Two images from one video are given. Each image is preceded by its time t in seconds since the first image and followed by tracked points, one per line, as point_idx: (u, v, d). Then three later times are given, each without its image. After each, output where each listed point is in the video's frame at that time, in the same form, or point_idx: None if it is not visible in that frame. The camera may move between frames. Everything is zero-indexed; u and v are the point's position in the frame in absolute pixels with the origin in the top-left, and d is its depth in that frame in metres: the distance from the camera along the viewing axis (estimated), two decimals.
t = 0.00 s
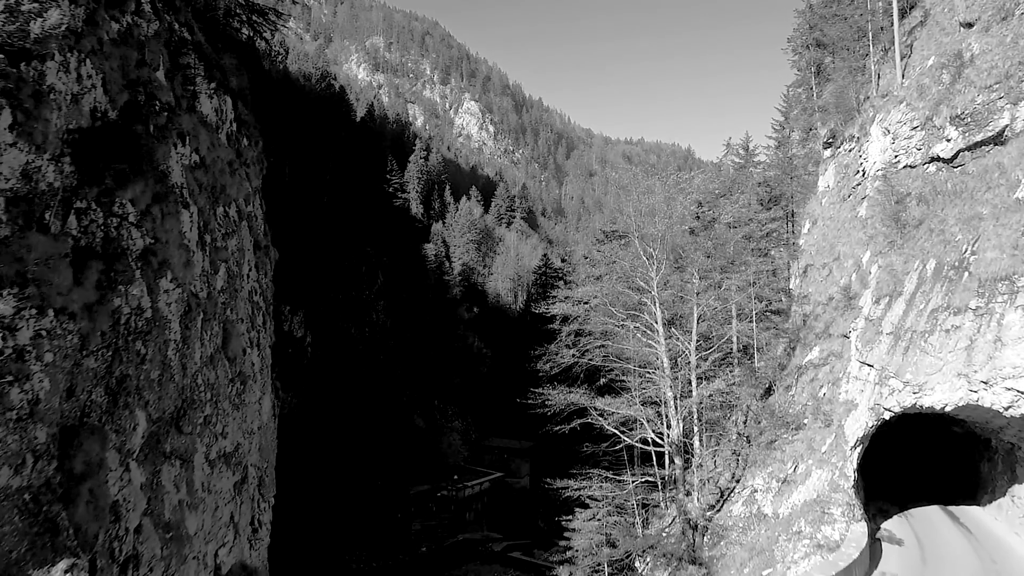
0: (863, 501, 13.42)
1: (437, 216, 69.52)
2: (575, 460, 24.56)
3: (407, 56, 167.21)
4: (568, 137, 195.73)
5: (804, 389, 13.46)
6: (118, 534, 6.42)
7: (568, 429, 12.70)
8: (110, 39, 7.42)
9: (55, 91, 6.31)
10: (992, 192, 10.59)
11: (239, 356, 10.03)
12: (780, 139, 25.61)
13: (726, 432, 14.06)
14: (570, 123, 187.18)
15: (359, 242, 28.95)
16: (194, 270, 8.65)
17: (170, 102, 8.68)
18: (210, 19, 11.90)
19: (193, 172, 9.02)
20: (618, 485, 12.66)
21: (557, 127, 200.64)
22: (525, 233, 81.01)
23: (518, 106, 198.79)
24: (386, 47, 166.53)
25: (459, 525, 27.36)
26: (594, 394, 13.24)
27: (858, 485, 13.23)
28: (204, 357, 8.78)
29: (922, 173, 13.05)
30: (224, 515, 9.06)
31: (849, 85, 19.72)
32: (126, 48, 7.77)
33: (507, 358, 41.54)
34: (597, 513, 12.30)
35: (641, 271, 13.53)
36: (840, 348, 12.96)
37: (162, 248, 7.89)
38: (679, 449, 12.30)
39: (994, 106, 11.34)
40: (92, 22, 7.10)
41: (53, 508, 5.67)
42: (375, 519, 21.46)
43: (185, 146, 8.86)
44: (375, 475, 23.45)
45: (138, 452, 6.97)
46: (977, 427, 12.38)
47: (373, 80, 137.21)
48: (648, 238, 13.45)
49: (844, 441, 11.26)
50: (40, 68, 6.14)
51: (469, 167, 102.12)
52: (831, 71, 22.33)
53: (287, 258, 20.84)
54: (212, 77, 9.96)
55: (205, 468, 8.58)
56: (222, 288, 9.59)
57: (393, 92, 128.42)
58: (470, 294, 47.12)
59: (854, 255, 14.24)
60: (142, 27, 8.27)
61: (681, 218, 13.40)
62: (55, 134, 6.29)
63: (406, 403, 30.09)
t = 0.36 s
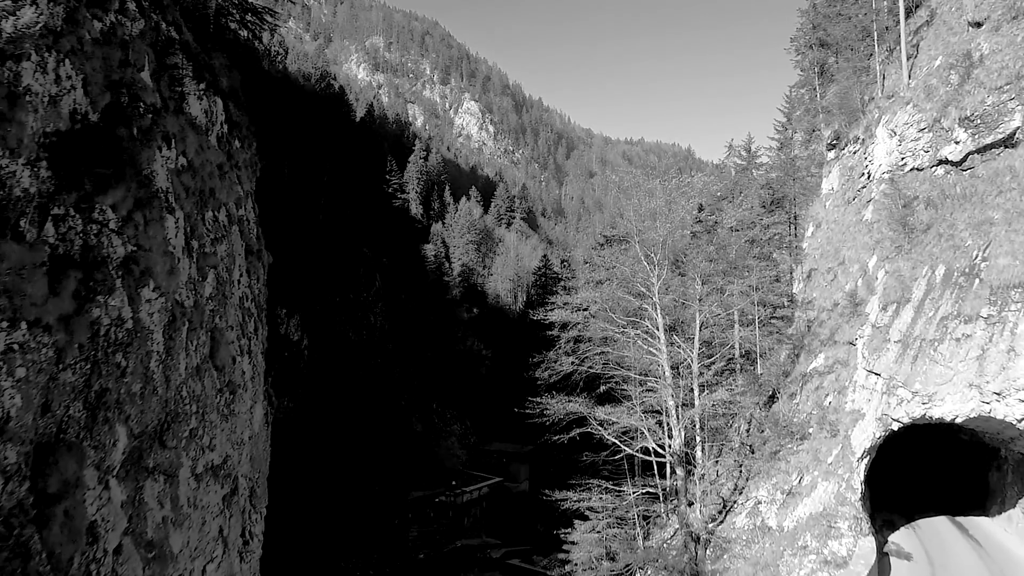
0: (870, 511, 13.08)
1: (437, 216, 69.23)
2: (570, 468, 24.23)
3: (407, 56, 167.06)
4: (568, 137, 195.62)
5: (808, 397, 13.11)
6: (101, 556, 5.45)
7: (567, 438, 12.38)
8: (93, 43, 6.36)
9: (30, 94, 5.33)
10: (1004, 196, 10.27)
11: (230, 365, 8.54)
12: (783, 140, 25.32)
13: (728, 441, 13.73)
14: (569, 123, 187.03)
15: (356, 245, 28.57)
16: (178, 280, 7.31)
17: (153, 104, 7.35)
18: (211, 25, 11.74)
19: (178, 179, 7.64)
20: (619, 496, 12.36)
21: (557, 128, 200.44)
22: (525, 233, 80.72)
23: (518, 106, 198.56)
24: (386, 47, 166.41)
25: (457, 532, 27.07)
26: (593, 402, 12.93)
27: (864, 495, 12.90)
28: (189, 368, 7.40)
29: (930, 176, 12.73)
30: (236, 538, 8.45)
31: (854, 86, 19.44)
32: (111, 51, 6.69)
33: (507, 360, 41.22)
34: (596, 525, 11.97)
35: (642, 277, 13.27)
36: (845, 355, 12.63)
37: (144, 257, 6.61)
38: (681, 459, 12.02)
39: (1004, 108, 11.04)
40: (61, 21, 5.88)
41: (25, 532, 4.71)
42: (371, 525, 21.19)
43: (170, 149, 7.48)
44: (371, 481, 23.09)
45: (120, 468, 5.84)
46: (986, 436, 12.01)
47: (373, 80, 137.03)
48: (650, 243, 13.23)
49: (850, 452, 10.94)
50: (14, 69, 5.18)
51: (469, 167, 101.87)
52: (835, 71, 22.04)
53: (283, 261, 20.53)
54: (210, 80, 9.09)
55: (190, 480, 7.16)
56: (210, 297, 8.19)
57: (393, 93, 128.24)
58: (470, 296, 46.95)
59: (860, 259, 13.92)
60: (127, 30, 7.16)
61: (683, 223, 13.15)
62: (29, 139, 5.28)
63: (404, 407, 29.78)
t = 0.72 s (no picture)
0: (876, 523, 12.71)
1: (436, 217, 69.01)
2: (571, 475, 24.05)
3: (407, 56, 167.04)
4: (568, 137, 195.39)
5: (813, 406, 12.78)
6: None
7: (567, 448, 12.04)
8: (71, 39, 4.42)
9: None
10: (1016, 200, 9.94)
11: (216, 370, 6.25)
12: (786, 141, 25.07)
13: (732, 450, 13.40)
14: (570, 123, 186.91)
15: (354, 246, 28.25)
16: (163, 289, 5.20)
17: (136, 105, 5.13)
18: (213, 23, 11.49)
19: (161, 183, 5.36)
20: (619, 508, 12.03)
21: (557, 128, 200.21)
22: (525, 234, 80.50)
23: (518, 106, 198.44)
24: (386, 47, 166.38)
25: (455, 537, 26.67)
26: (593, 411, 12.61)
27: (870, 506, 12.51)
28: (173, 379, 5.27)
29: (938, 179, 12.41)
30: (222, 561, 6.38)
31: (859, 86, 19.22)
32: (91, 47, 4.64)
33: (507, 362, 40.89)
34: (596, 537, 11.61)
35: (642, 282, 12.98)
36: (851, 363, 12.31)
37: (124, 261, 4.62)
38: (682, 469, 11.73)
39: (1015, 110, 10.72)
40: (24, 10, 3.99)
41: None
42: (364, 531, 20.91)
43: (154, 151, 5.31)
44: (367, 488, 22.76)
45: (101, 485, 4.11)
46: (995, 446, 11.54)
47: (373, 80, 136.90)
48: (650, 249, 12.94)
49: (857, 464, 10.62)
50: None
51: (469, 167, 101.68)
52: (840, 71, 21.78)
53: (279, 263, 20.24)
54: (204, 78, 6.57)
55: (175, 498, 5.18)
56: (198, 306, 5.97)
57: (393, 93, 128.13)
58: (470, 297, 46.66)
59: (866, 264, 13.60)
60: (110, 27, 4.98)
61: (684, 228, 12.87)
62: None
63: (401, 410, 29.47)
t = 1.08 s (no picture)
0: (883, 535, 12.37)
1: (436, 217, 68.69)
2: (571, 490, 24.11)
3: (407, 56, 167.01)
4: (568, 137, 195.06)
5: (818, 415, 12.45)
6: None
7: (566, 460, 11.70)
8: (48, 38, 4.13)
9: None
10: None
11: (204, 380, 5.96)
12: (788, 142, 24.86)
13: (734, 459, 13.10)
14: (569, 123, 186.80)
15: (352, 248, 28.03)
16: (144, 298, 4.90)
17: (119, 108, 4.92)
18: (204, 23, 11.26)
19: (145, 188, 5.11)
20: (619, 520, 11.74)
21: (558, 129, 200.43)
22: (525, 234, 80.20)
23: (518, 106, 198.27)
24: (386, 47, 166.40)
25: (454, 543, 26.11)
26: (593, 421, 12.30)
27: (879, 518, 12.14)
28: (154, 391, 4.95)
29: (946, 182, 12.07)
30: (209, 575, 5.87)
31: (864, 86, 19.07)
32: (69, 47, 4.36)
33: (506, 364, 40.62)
34: (596, 550, 11.34)
35: (642, 289, 12.73)
36: (857, 371, 11.99)
37: (103, 271, 4.35)
38: (685, 481, 11.43)
39: None
40: None
41: None
42: (360, 537, 20.51)
43: (137, 155, 5.05)
44: (363, 493, 22.44)
45: (78, 504, 3.84)
46: (1004, 458, 11.19)
47: (373, 80, 136.83)
48: (651, 255, 12.70)
49: (864, 476, 10.30)
50: None
51: (468, 167, 101.43)
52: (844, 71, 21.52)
53: (275, 265, 19.99)
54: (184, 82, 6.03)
55: (159, 515, 4.84)
56: (183, 313, 5.62)
57: (393, 92, 127.91)
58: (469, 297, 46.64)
59: (872, 269, 13.27)
60: (91, 26, 4.67)
61: (685, 234, 12.60)
62: None
63: (398, 414, 29.18)
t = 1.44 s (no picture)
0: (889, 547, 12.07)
1: (436, 218, 68.49)
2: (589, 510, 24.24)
3: (407, 55, 166.84)
4: (568, 137, 194.99)
5: (823, 425, 12.15)
6: None
7: (564, 471, 11.41)
8: (25, 36, 3.49)
9: None
10: None
11: (192, 392, 5.07)
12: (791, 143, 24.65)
13: (737, 469, 12.83)
14: (570, 123, 186.62)
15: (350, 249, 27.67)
16: (127, 307, 4.15)
17: (99, 110, 4.14)
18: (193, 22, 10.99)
19: (127, 193, 4.30)
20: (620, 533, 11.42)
21: (558, 129, 200.22)
22: (525, 235, 79.96)
23: (518, 106, 198.07)
24: (385, 47, 166.31)
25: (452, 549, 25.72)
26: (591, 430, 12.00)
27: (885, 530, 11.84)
28: (139, 407, 4.18)
29: (954, 186, 11.75)
30: None
31: (869, 86, 18.90)
32: (49, 48, 3.70)
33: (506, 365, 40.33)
34: (596, 564, 11.04)
35: (642, 294, 12.45)
36: (863, 380, 11.68)
37: (79, 278, 3.66)
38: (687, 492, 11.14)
39: None
40: None
41: None
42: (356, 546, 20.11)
43: (117, 158, 4.25)
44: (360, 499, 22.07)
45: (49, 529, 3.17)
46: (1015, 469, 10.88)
47: (373, 80, 136.72)
48: (652, 260, 12.40)
49: (872, 489, 9.99)
50: None
51: (468, 167, 101.18)
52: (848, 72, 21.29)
53: (270, 267, 19.66)
54: (184, 79, 5.42)
55: (141, 534, 4.05)
56: (172, 322, 4.79)
57: (393, 92, 127.74)
58: (469, 298, 46.44)
59: (878, 274, 12.97)
60: (71, 25, 3.92)
61: (687, 238, 12.30)
62: None
63: (396, 417, 28.86)
